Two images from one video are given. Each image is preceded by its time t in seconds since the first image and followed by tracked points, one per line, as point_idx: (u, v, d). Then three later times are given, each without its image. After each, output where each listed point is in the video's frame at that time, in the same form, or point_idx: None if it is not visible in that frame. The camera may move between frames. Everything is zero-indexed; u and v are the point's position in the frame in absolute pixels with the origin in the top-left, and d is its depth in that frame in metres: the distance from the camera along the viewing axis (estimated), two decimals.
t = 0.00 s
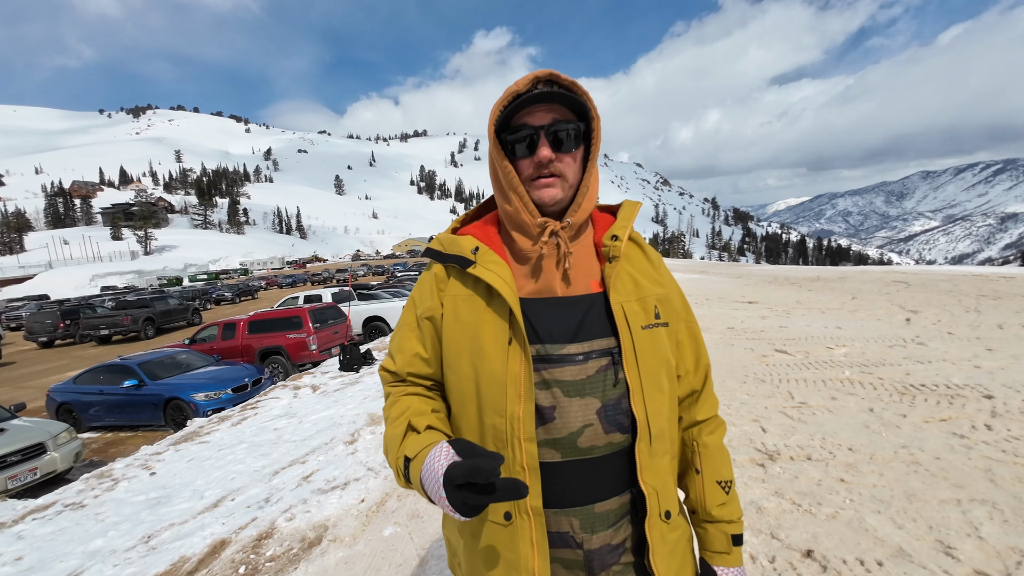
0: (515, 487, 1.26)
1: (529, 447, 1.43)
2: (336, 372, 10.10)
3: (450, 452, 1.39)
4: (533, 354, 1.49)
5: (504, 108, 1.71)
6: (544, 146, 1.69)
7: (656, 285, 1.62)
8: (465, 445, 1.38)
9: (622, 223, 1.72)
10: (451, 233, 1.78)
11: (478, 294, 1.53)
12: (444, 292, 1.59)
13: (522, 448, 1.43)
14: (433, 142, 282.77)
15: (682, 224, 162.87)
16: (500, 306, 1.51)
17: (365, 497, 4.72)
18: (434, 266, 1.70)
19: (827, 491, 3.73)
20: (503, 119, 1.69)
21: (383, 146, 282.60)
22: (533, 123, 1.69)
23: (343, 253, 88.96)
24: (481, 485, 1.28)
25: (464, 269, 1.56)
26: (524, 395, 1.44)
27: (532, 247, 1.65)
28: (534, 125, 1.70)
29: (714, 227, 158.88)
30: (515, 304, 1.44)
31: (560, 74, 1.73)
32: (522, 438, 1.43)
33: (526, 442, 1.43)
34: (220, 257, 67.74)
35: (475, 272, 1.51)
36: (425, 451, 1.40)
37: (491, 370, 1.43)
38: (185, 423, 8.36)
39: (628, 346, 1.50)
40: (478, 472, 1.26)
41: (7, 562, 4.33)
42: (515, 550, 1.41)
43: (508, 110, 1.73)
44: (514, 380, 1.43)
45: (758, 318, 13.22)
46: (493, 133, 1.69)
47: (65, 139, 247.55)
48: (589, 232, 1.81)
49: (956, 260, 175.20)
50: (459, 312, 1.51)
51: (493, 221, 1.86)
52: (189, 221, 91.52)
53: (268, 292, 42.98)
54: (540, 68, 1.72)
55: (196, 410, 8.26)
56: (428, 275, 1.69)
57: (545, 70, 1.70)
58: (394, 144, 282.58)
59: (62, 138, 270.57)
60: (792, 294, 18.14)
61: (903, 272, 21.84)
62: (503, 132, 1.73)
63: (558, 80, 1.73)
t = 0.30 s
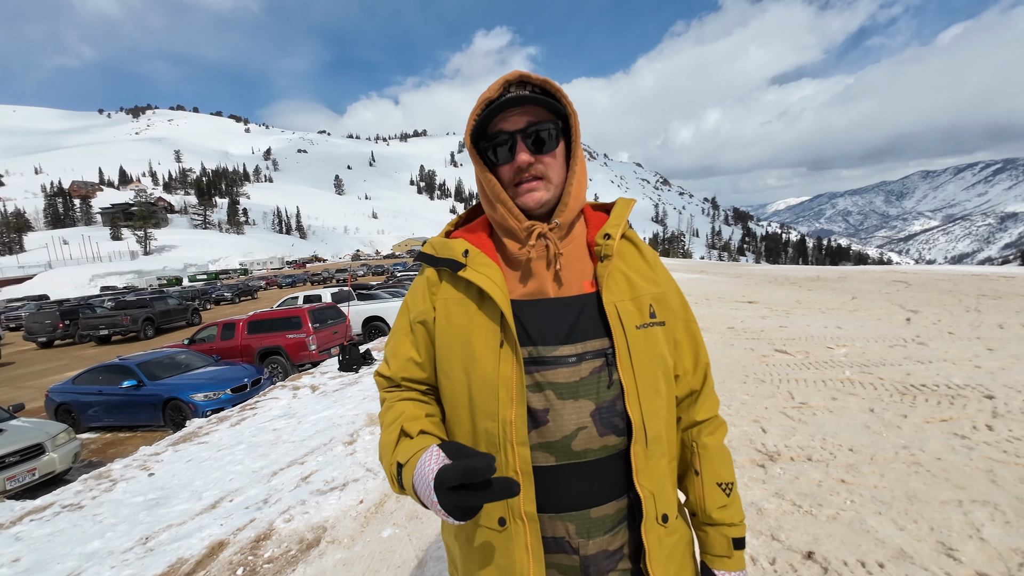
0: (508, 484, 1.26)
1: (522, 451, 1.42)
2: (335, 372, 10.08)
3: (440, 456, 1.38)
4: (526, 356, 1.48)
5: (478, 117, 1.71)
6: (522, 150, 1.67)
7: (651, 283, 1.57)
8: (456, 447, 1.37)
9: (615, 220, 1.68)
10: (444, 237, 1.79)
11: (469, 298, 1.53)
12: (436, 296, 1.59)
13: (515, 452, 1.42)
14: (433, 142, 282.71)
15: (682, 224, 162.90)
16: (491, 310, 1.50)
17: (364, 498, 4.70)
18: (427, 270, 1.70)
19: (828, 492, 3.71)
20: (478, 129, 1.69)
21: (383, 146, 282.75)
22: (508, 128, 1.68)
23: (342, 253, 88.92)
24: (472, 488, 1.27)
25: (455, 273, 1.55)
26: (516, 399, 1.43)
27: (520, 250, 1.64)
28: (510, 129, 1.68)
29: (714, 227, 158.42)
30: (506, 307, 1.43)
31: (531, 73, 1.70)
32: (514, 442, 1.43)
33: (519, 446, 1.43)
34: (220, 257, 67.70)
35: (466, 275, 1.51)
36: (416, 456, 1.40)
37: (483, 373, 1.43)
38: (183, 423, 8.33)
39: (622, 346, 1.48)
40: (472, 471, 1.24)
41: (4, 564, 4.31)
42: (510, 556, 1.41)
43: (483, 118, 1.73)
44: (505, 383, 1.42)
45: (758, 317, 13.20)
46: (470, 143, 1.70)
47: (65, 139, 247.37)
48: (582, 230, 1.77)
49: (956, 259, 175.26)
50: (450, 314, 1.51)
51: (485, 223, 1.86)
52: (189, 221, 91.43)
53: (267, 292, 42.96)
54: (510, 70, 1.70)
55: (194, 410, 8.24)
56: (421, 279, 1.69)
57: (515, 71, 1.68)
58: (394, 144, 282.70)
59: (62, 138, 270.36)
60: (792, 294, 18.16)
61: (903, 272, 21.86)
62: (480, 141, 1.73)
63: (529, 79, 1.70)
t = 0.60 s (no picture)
0: (498, 485, 1.26)
1: (514, 452, 1.42)
2: (335, 372, 10.07)
3: (432, 461, 1.38)
4: (518, 356, 1.47)
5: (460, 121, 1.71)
6: (505, 152, 1.66)
7: (645, 277, 1.54)
8: (446, 450, 1.37)
9: (605, 215, 1.65)
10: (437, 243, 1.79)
11: (460, 303, 1.52)
12: (429, 301, 1.58)
13: (507, 454, 1.42)
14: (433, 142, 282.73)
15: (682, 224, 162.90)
16: (482, 312, 1.49)
17: (363, 499, 4.69)
18: (421, 274, 1.69)
19: (829, 492, 3.70)
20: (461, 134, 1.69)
21: (383, 147, 282.77)
22: (490, 130, 1.68)
23: (342, 253, 88.89)
24: (463, 491, 1.27)
25: (446, 277, 1.54)
26: (507, 401, 1.43)
27: (510, 252, 1.62)
28: (492, 131, 1.68)
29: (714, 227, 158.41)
30: (495, 310, 1.41)
31: (510, 74, 1.69)
32: (506, 443, 1.42)
33: (510, 448, 1.42)
34: (219, 258, 67.67)
35: (455, 279, 1.50)
36: (411, 462, 1.41)
37: (474, 376, 1.43)
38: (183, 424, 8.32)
39: (614, 344, 1.46)
40: (462, 474, 1.25)
41: (2, 565, 4.29)
42: (506, 558, 1.41)
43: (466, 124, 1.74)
44: (496, 386, 1.42)
45: (758, 317, 13.19)
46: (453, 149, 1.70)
47: (64, 139, 247.45)
48: (573, 228, 1.75)
49: (955, 259, 175.22)
50: (442, 319, 1.51)
51: (477, 228, 1.85)
52: (189, 222, 91.38)
53: (267, 292, 42.95)
54: (489, 74, 1.71)
55: (194, 411, 8.23)
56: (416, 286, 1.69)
57: (493, 74, 1.68)
58: (394, 144, 282.76)
59: (61, 139, 270.31)
60: (791, 294, 18.16)
61: (903, 272, 21.84)
62: (464, 146, 1.73)
63: (509, 81, 1.70)
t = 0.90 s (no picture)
0: (489, 478, 1.26)
1: (508, 453, 1.42)
2: (335, 373, 10.06)
3: (425, 457, 1.38)
4: (514, 357, 1.46)
5: (458, 121, 1.71)
6: (504, 149, 1.65)
7: (645, 275, 1.52)
8: (438, 447, 1.37)
9: (603, 212, 1.64)
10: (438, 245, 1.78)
11: (457, 306, 1.51)
12: (429, 302, 1.58)
13: (501, 454, 1.42)
14: (433, 141, 282.75)
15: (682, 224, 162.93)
16: (478, 315, 1.47)
17: (363, 500, 4.68)
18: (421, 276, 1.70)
19: (830, 493, 3.68)
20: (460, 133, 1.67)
21: (383, 147, 282.80)
22: (489, 128, 1.66)
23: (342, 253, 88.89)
24: (453, 486, 1.27)
25: (444, 280, 1.53)
26: (501, 402, 1.43)
27: (509, 253, 1.61)
28: (491, 129, 1.67)
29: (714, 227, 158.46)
30: (489, 314, 1.41)
31: (506, 73, 1.69)
32: (501, 444, 1.43)
33: (505, 449, 1.42)
34: (219, 258, 67.65)
35: (452, 282, 1.49)
36: (405, 458, 1.42)
37: (470, 379, 1.43)
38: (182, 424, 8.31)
39: (611, 344, 1.45)
40: (453, 470, 1.26)
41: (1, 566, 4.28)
42: (502, 556, 1.43)
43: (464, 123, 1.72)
44: (491, 388, 1.42)
45: (758, 317, 13.19)
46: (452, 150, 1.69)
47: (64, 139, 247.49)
48: (572, 226, 1.74)
49: (955, 258, 175.23)
50: (440, 320, 1.50)
51: (477, 229, 1.84)
52: (189, 222, 91.35)
53: (267, 292, 42.95)
54: (486, 73, 1.70)
55: (193, 411, 8.22)
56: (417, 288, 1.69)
57: (491, 73, 1.68)
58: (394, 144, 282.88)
59: (61, 139, 270.20)
60: (791, 294, 18.18)
61: (902, 272, 21.84)
62: (463, 145, 1.72)
63: (505, 79, 1.69)
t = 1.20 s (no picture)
0: None
1: (517, 445, 1.44)
2: (336, 372, 10.08)
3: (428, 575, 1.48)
4: (520, 351, 1.49)
5: (469, 123, 1.71)
6: (516, 151, 1.66)
7: (646, 273, 1.54)
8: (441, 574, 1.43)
9: (607, 212, 1.66)
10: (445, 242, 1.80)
11: (465, 301, 1.53)
12: (437, 298, 1.60)
13: (510, 446, 1.43)
14: (433, 141, 282.82)
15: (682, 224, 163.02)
16: (485, 310, 1.50)
17: (364, 499, 4.70)
18: (429, 274, 1.72)
19: (829, 491, 3.71)
20: (471, 135, 1.68)
21: (383, 147, 282.85)
22: (501, 130, 1.67)
23: (342, 253, 88.89)
24: None
25: (453, 276, 1.55)
26: (510, 395, 1.45)
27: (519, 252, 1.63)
28: (503, 131, 1.68)
29: (714, 227, 158.55)
30: (498, 308, 1.43)
31: (516, 77, 1.71)
32: (510, 436, 1.44)
33: (514, 441, 1.44)
34: (219, 258, 67.62)
35: (461, 277, 1.52)
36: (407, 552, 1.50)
37: (479, 373, 1.45)
38: (183, 424, 8.33)
39: (614, 338, 1.47)
40: None
41: (4, 565, 4.30)
42: (509, 547, 1.45)
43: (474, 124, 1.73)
44: (500, 382, 1.45)
45: (758, 317, 13.23)
46: (463, 152, 1.70)
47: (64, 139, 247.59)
48: (577, 225, 1.77)
49: (955, 258, 175.34)
50: (449, 316, 1.53)
51: (483, 228, 1.86)
52: (189, 222, 91.31)
53: (266, 292, 42.97)
54: (496, 77, 1.72)
55: (194, 411, 8.24)
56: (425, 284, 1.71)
57: (502, 76, 1.69)
58: (394, 144, 283.00)
59: (61, 139, 270.02)
60: (791, 293, 18.24)
61: (902, 272, 21.89)
62: (473, 147, 1.72)
63: (516, 83, 1.71)
